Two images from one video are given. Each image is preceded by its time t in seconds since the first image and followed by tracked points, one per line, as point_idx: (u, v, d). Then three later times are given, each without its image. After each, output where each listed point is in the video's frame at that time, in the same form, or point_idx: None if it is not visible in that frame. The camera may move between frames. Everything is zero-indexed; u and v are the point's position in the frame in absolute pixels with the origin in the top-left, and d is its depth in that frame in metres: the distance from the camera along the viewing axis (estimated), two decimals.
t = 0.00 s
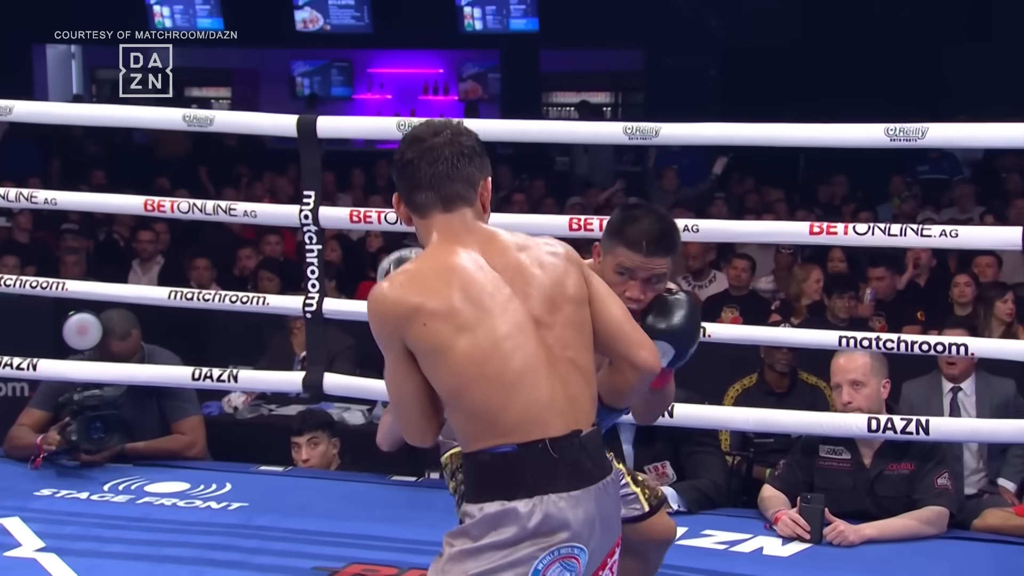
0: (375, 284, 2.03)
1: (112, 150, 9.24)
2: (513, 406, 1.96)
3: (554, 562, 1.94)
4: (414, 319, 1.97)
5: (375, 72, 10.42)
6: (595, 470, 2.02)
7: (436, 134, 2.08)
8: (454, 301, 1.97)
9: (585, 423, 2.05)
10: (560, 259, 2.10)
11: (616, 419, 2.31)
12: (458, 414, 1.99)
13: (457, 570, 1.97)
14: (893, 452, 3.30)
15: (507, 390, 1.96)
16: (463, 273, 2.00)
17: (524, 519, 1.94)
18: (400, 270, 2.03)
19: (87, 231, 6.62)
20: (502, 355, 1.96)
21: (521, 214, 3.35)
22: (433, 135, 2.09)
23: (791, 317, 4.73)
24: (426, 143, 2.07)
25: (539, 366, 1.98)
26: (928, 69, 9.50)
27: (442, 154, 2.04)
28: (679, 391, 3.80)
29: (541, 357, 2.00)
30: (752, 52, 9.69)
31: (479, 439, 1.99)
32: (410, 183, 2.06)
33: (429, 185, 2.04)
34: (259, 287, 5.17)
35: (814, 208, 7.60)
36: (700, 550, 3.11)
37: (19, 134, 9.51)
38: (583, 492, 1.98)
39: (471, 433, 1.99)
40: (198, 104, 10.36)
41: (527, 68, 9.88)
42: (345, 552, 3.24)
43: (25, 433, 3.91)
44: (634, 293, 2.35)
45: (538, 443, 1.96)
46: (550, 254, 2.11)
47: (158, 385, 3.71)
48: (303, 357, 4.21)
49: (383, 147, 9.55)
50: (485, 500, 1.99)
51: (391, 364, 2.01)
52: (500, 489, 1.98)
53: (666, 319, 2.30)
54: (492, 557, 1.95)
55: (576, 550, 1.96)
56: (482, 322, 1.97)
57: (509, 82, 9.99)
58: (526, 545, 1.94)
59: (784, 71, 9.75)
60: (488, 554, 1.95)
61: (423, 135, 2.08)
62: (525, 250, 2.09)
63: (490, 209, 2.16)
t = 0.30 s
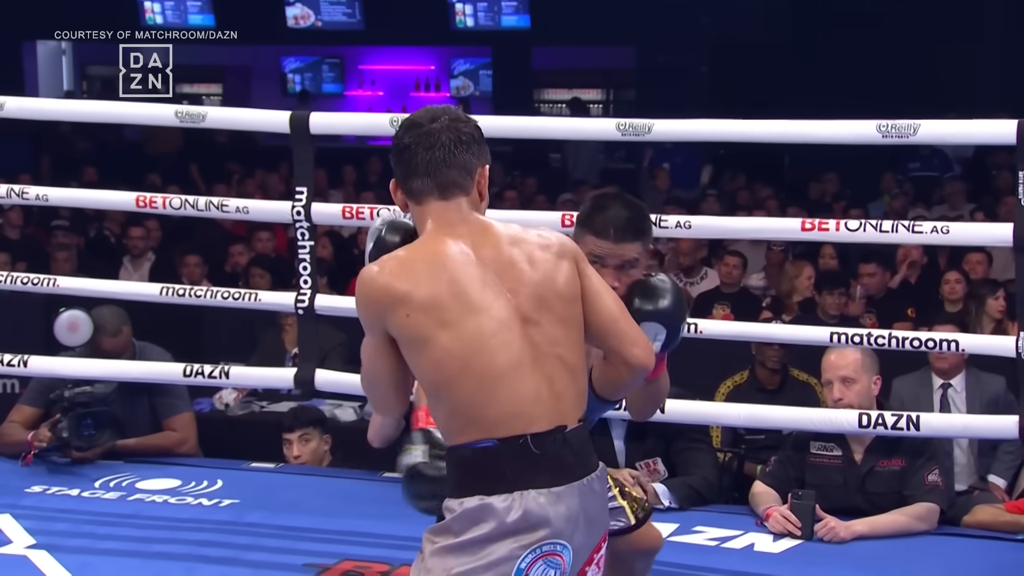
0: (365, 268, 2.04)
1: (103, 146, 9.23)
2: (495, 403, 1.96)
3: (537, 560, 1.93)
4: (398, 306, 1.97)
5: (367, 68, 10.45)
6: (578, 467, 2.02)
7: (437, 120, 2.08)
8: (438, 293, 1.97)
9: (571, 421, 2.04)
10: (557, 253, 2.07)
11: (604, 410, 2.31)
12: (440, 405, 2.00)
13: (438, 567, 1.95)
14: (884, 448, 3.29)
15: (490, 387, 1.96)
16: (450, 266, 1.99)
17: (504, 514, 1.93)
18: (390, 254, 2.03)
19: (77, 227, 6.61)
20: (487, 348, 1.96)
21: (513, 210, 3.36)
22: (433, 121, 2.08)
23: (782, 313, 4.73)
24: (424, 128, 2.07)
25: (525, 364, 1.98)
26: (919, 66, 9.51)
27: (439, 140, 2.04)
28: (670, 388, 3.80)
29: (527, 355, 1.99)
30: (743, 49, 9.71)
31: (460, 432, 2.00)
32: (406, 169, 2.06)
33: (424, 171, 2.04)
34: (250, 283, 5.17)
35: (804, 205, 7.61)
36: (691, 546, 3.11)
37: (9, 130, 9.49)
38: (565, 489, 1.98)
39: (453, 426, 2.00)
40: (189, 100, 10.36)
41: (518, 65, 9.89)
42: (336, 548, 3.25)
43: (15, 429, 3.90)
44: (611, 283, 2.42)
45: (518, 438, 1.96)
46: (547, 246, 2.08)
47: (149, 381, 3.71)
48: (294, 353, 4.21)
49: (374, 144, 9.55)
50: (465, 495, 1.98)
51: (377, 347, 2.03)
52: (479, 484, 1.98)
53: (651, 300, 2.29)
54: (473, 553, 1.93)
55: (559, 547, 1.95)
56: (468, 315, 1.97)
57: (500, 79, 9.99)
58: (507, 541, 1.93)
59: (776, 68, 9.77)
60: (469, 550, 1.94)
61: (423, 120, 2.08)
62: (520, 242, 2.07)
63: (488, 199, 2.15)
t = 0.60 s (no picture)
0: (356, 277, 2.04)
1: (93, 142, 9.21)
2: (483, 422, 1.96)
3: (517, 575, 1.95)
4: (386, 320, 1.98)
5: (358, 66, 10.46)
6: (564, 482, 2.02)
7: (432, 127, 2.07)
8: (427, 309, 1.97)
9: (560, 437, 2.05)
10: (549, 267, 2.06)
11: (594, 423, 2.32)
12: (429, 420, 2.00)
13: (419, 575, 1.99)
14: (874, 446, 3.30)
15: (478, 405, 1.96)
16: (440, 280, 1.98)
17: (486, 531, 1.95)
18: (380, 264, 2.03)
19: (67, 225, 6.60)
20: (474, 366, 1.95)
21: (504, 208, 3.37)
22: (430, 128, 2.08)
23: (773, 311, 4.74)
24: (421, 135, 2.06)
25: (515, 382, 1.97)
26: (910, 64, 9.51)
27: (434, 148, 2.03)
28: (661, 385, 3.80)
29: (518, 373, 1.98)
30: (733, 48, 9.73)
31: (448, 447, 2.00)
32: (401, 176, 2.05)
33: (419, 179, 2.03)
34: (241, 281, 5.16)
35: (794, 203, 7.62)
36: (681, 543, 3.12)
37: None
38: (549, 505, 1.99)
39: (442, 441, 2.00)
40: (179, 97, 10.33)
41: (509, 62, 9.89)
42: (327, 546, 3.24)
43: (5, 427, 3.90)
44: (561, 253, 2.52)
45: (506, 456, 1.96)
46: (541, 260, 2.07)
47: (140, 379, 3.71)
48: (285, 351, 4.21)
49: (365, 141, 9.54)
50: (452, 507, 2.00)
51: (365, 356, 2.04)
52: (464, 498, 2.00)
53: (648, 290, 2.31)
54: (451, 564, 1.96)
55: (538, 562, 1.96)
56: (456, 331, 1.96)
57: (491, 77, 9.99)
58: (486, 555, 1.95)
59: (766, 66, 9.79)
60: (448, 561, 1.97)
61: (420, 127, 2.07)
62: (514, 253, 2.05)
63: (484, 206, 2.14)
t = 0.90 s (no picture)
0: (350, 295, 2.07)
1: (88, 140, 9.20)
2: (478, 437, 1.99)
3: None
4: (379, 339, 2.01)
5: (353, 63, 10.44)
6: (563, 489, 2.05)
7: (419, 136, 2.06)
8: (419, 327, 1.99)
9: (559, 445, 2.07)
10: (543, 276, 2.06)
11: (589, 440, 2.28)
12: (427, 433, 2.03)
13: None
14: (870, 442, 3.30)
15: (471, 421, 1.98)
16: (432, 299, 2.00)
17: (487, 543, 1.98)
18: (373, 281, 2.05)
19: (62, 222, 6.58)
20: (466, 384, 1.97)
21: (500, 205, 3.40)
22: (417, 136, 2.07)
23: (769, 308, 4.73)
24: (408, 144, 2.05)
25: (509, 397, 1.99)
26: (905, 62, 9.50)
27: (421, 156, 2.03)
28: (658, 382, 3.81)
29: (512, 387, 2.00)
30: (729, 45, 9.73)
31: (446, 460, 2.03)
32: (390, 185, 2.05)
33: (409, 191, 2.03)
34: (237, 278, 5.15)
35: (790, 200, 7.61)
36: (678, 540, 3.12)
37: None
38: (550, 514, 2.02)
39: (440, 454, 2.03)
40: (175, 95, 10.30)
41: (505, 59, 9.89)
42: (324, 543, 3.25)
43: (2, 425, 3.89)
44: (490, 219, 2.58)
45: (504, 468, 1.99)
46: (536, 270, 2.07)
47: (137, 377, 3.71)
48: (282, 348, 4.21)
49: (360, 138, 9.52)
50: (451, 518, 2.02)
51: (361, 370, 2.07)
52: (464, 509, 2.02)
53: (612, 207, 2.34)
54: None
55: (538, 571, 1.99)
56: (448, 350, 1.98)
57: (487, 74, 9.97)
58: (486, 566, 1.99)
59: (762, 63, 9.79)
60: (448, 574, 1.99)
61: (408, 135, 2.07)
62: (506, 263, 2.06)
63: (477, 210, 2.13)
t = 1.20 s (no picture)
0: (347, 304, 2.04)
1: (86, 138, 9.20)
2: (482, 444, 1.98)
3: None
4: (379, 350, 1.99)
5: (353, 62, 10.44)
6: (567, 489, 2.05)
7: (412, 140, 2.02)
8: (418, 337, 1.97)
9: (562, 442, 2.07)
10: (539, 273, 2.05)
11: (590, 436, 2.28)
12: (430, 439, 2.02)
13: None
14: (870, 440, 3.31)
15: (475, 430, 1.97)
16: (430, 308, 1.97)
17: (494, 544, 1.98)
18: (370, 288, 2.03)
19: (62, 221, 6.58)
20: (468, 394, 1.96)
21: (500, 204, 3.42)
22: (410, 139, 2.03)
23: (769, 305, 4.74)
24: (402, 148, 2.01)
25: (512, 405, 1.98)
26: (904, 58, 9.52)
27: (415, 160, 1.99)
28: (657, 380, 3.81)
29: (514, 394, 1.99)
30: (727, 43, 9.73)
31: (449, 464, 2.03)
32: (383, 192, 2.01)
33: (405, 198, 1.99)
34: (237, 276, 5.15)
35: (789, 197, 7.62)
36: (678, 537, 3.13)
37: None
38: (554, 514, 2.02)
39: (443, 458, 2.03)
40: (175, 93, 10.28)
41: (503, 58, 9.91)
42: (324, 541, 3.25)
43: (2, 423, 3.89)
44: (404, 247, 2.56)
45: (509, 471, 1.99)
46: (534, 268, 2.05)
47: (137, 375, 3.71)
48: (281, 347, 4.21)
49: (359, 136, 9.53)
50: (456, 519, 2.03)
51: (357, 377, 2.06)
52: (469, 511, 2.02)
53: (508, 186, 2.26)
54: None
55: (543, 571, 2.00)
56: (447, 361, 1.96)
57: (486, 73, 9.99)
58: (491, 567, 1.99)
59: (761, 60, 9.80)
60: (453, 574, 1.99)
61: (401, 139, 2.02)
62: (502, 264, 2.03)
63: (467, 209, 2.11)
